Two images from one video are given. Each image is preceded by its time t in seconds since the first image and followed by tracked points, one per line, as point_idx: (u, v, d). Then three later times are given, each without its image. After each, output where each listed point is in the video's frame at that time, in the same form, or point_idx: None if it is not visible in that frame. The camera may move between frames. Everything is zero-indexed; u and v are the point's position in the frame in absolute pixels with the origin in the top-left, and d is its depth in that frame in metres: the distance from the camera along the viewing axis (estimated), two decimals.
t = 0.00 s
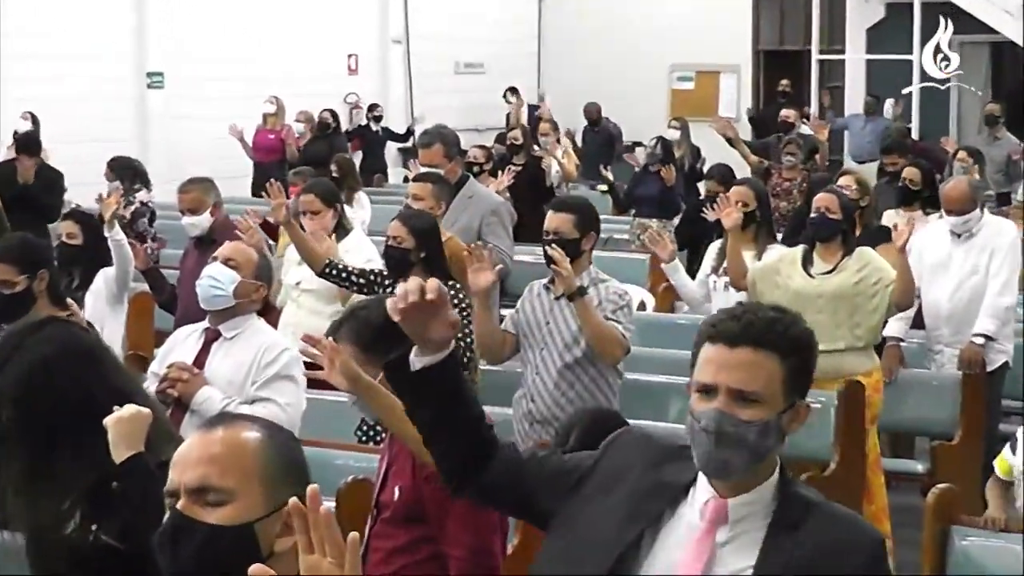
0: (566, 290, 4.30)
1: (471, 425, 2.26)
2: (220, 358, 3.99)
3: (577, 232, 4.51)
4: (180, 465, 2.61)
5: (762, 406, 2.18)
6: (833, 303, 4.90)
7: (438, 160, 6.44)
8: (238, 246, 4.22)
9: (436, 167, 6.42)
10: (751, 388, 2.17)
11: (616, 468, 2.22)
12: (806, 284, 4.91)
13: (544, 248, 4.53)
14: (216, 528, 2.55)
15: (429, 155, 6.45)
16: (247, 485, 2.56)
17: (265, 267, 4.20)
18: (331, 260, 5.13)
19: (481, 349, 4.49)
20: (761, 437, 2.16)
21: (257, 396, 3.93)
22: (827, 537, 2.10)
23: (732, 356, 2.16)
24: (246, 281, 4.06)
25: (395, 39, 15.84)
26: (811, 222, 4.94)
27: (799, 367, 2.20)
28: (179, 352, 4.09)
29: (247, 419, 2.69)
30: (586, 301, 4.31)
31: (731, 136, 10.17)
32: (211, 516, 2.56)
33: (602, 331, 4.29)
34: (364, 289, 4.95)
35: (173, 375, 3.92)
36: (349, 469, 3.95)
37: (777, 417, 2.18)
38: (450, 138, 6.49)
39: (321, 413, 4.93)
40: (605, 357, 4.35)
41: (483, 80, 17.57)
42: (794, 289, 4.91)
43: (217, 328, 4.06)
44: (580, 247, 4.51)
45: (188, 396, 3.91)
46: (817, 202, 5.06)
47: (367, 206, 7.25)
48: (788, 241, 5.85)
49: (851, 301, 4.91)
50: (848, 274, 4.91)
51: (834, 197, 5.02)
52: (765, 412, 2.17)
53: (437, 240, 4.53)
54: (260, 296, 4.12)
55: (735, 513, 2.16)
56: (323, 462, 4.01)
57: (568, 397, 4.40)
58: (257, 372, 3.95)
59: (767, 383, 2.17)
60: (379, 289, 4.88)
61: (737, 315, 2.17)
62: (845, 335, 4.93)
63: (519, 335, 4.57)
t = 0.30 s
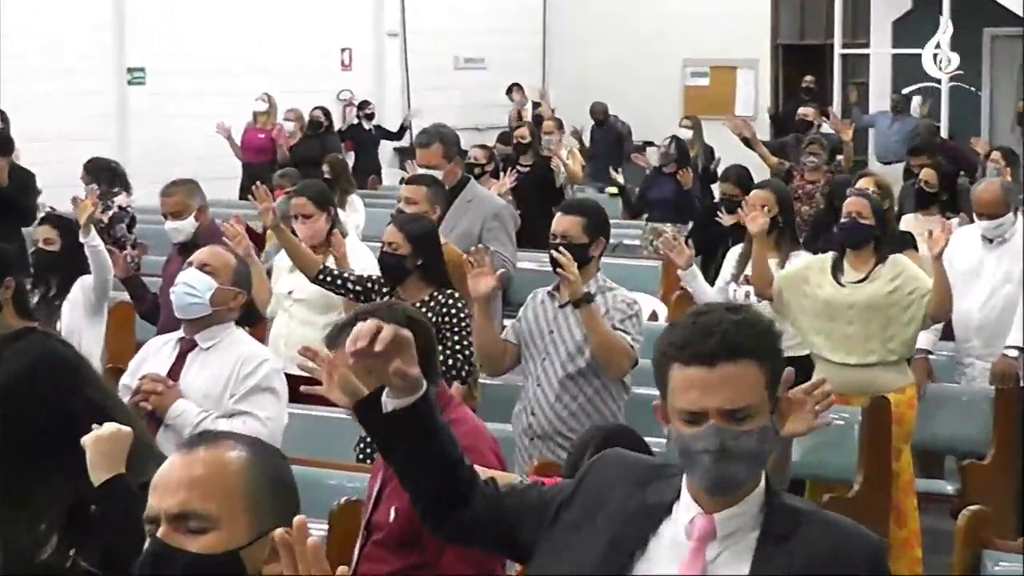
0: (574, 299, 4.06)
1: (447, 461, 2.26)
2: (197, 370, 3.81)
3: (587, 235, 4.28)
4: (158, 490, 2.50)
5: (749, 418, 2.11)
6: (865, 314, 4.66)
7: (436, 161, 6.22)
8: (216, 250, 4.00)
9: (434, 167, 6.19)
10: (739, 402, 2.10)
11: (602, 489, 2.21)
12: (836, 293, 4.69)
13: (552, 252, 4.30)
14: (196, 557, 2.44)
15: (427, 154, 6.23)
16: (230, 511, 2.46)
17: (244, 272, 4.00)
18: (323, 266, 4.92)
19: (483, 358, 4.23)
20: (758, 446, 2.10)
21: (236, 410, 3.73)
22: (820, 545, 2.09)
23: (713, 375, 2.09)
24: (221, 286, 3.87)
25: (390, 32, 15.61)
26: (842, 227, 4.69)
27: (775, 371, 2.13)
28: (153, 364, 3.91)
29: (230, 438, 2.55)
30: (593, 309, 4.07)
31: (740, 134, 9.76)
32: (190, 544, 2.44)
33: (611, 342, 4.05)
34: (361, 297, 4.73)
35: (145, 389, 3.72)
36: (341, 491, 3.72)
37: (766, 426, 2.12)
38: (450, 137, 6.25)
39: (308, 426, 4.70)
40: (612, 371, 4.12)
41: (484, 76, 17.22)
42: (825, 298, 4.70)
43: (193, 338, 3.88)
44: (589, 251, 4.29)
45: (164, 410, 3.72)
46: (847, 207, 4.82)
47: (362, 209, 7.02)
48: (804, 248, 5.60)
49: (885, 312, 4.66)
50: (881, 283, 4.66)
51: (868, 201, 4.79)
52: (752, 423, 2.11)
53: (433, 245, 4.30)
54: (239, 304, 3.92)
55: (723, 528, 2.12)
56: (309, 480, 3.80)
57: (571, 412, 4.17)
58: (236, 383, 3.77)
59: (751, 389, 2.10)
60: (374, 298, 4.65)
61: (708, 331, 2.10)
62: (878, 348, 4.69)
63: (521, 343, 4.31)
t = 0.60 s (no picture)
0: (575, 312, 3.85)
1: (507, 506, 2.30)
2: (174, 387, 3.59)
3: (587, 244, 4.06)
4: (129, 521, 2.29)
5: (696, 448, 2.13)
6: (898, 332, 4.41)
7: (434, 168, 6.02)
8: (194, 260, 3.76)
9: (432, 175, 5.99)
10: (683, 432, 2.12)
11: (607, 524, 2.25)
12: (868, 309, 4.46)
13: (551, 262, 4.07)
14: None
15: (424, 162, 6.03)
16: (206, 539, 2.25)
17: (223, 282, 3.75)
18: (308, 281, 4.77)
19: (475, 374, 3.97)
20: (700, 478, 2.11)
21: (214, 429, 3.52)
22: (807, 562, 2.06)
23: (656, 405, 2.12)
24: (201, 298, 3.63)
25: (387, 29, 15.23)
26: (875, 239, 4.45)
27: (732, 394, 2.14)
28: (127, 380, 3.69)
29: (206, 464, 2.34)
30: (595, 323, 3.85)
31: (758, 137, 9.38)
32: None
33: (615, 357, 3.81)
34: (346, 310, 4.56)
35: (119, 405, 3.50)
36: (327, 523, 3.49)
37: (716, 459, 2.13)
38: (449, 143, 6.06)
39: (295, 453, 4.39)
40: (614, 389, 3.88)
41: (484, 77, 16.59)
42: (854, 317, 4.48)
43: (170, 353, 3.65)
44: (590, 261, 4.06)
45: (138, 428, 3.49)
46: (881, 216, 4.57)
47: (355, 218, 6.79)
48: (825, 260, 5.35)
49: (920, 329, 4.40)
50: (917, 298, 4.41)
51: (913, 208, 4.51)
52: (700, 453, 2.12)
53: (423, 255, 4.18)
54: (218, 318, 3.67)
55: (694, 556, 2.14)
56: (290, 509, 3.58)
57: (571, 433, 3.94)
58: (215, 402, 3.54)
59: (698, 416, 2.12)
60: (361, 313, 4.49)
61: (656, 360, 2.14)
62: (911, 369, 4.42)
63: (516, 360, 4.08)
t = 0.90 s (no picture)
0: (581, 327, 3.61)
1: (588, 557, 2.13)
2: (154, 408, 3.39)
3: (590, 257, 3.84)
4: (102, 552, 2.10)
5: (694, 482, 2.11)
6: (938, 353, 4.19)
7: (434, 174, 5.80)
8: (175, 275, 3.58)
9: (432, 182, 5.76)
10: (685, 464, 2.11)
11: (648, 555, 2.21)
12: (903, 328, 4.25)
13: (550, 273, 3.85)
14: None
15: (423, 167, 5.80)
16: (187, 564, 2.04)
17: (207, 299, 3.56)
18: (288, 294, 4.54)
19: (470, 396, 3.76)
20: (697, 513, 2.11)
21: (196, 454, 3.32)
22: None
23: (664, 428, 2.12)
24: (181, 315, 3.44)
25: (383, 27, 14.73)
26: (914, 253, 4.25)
27: (750, 428, 2.13)
28: (104, 401, 3.48)
29: (184, 489, 2.20)
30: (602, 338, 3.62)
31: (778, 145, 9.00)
32: None
33: (624, 375, 3.59)
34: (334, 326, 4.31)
35: (95, 426, 3.30)
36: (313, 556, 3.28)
37: (718, 494, 2.11)
38: (449, 148, 5.84)
39: (285, 479, 4.15)
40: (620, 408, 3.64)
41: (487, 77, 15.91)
42: (888, 335, 4.26)
43: (150, 373, 3.45)
44: (592, 274, 3.84)
45: (114, 450, 3.29)
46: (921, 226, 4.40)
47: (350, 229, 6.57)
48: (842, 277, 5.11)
49: (959, 348, 4.17)
50: (956, 317, 4.19)
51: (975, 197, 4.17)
52: (700, 489, 2.11)
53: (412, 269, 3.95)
54: (203, 334, 3.50)
55: None
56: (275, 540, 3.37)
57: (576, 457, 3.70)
58: (200, 423, 3.35)
59: (705, 449, 2.11)
60: (344, 324, 4.28)
61: (667, 382, 2.13)
62: (949, 393, 4.20)
63: (514, 380, 3.84)
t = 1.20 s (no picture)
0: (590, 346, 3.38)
1: None
2: (129, 430, 3.21)
3: (588, 269, 3.63)
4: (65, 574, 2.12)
5: (747, 472, 2.15)
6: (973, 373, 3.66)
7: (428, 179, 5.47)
8: (151, 285, 3.39)
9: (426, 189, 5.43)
10: (735, 449, 2.16)
11: None
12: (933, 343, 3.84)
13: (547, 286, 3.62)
14: None
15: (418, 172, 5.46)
16: None
17: (185, 311, 3.37)
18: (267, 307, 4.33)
19: (469, 421, 3.54)
20: (735, 511, 2.13)
21: (173, 481, 3.13)
22: None
23: (724, 414, 2.17)
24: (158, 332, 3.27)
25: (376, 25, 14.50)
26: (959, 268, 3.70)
27: (816, 437, 2.17)
28: (74, 421, 3.30)
29: (154, 517, 2.13)
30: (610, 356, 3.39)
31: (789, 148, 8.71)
32: None
33: (631, 393, 3.38)
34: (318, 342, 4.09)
35: (66, 451, 3.12)
36: None
37: (763, 495, 2.14)
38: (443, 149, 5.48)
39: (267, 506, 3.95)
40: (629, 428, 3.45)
41: (485, 77, 15.62)
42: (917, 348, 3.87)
43: (125, 393, 3.26)
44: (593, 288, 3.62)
45: (87, 477, 3.12)
46: (951, 238, 4.08)
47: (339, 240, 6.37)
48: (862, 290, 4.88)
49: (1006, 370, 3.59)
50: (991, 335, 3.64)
51: None
52: (748, 482, 2.15)
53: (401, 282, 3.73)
54: (182, 351, 3.31)
55: None
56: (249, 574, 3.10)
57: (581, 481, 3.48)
58: (177, 448, 3.16)
59: (765, 443, 2.15)
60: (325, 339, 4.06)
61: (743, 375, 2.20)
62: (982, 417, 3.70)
63: (509, 403, 3.61)
